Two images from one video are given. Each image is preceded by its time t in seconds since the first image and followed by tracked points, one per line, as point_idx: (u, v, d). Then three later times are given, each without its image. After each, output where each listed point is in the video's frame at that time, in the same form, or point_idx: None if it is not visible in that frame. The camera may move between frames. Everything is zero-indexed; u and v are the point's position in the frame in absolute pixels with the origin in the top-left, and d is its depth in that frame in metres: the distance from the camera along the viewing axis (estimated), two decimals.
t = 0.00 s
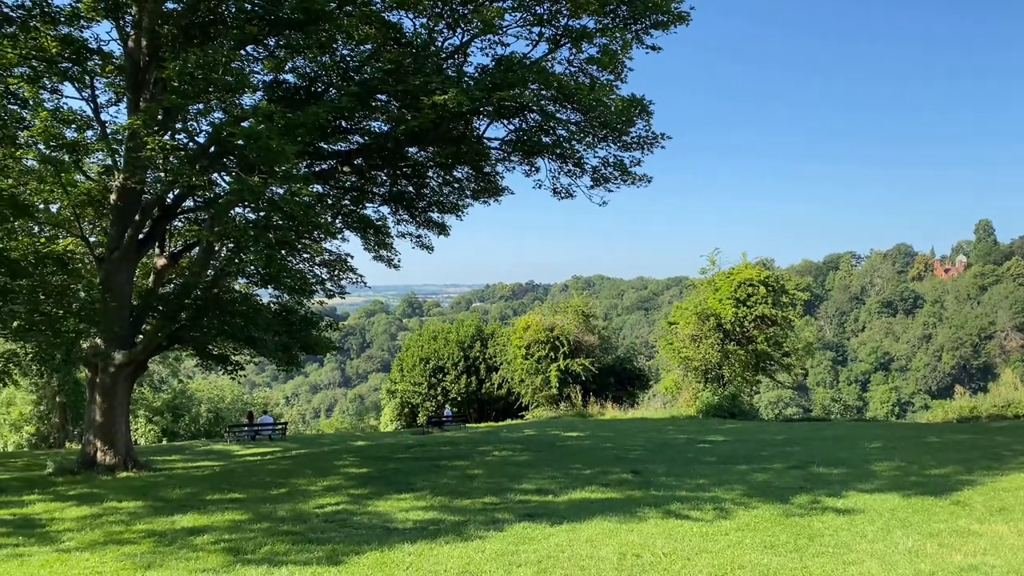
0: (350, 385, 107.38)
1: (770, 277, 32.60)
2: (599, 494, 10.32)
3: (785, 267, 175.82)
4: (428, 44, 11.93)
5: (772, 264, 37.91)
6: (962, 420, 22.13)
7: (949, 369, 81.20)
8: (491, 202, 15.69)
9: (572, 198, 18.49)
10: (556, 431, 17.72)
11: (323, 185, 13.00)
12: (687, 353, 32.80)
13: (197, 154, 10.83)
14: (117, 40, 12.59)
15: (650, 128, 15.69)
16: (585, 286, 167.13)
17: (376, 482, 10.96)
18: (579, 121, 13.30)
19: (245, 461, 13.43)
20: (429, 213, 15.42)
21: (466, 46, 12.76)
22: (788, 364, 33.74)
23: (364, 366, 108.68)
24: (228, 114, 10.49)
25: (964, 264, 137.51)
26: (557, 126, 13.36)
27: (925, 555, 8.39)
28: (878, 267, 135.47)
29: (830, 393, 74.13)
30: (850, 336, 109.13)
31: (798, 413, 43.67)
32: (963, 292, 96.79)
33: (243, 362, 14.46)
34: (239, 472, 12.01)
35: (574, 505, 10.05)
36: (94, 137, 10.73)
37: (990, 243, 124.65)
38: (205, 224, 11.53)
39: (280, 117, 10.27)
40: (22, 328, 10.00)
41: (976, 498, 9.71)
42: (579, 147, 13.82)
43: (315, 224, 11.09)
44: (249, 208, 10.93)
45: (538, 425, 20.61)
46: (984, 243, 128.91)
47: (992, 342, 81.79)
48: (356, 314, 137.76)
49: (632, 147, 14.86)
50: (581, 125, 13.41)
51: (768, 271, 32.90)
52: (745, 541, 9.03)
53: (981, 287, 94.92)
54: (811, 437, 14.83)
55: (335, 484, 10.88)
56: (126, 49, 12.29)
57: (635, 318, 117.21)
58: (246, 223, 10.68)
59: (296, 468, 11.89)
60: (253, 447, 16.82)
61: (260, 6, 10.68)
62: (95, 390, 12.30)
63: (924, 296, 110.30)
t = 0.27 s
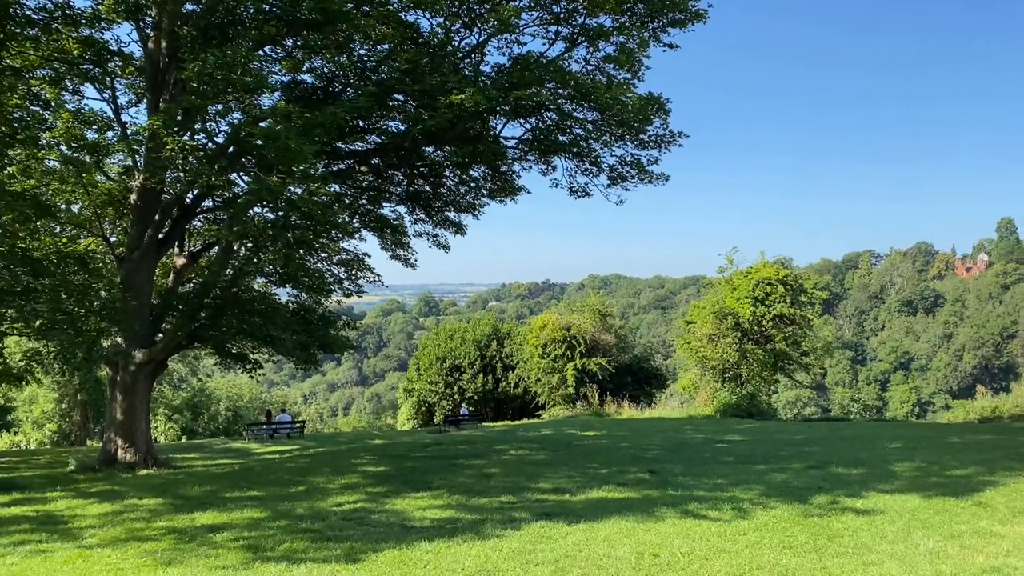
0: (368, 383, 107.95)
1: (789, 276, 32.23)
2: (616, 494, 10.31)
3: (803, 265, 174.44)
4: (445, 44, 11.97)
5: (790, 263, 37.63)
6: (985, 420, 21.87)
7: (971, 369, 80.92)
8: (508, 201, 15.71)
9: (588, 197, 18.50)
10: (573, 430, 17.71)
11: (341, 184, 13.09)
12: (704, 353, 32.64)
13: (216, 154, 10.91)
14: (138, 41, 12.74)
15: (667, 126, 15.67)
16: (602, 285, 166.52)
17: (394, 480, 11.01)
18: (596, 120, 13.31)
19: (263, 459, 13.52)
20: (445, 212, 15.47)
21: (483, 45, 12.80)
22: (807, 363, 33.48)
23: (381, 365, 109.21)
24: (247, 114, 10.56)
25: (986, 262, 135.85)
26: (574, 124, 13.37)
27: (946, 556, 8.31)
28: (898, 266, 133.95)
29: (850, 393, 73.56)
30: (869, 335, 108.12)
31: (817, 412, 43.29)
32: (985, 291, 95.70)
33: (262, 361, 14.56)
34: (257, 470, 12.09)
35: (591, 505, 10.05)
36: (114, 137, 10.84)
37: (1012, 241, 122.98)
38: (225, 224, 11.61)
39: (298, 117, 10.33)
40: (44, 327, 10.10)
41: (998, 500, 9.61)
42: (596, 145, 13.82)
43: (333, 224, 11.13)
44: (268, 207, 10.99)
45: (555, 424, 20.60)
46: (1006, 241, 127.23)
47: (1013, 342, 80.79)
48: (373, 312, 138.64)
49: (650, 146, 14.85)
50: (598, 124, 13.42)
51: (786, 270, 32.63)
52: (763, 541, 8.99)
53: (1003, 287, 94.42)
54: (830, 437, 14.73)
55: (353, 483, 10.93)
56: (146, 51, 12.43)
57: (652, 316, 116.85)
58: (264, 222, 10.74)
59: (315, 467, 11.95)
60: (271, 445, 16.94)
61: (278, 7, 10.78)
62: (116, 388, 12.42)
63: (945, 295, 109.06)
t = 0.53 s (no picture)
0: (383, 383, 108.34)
1: (805, 275, 31.98)
2: (631, 494, 10.29)
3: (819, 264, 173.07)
4: (459, 43, 12.01)
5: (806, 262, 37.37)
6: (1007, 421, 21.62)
7: (989, 369, 80.00)
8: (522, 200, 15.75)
9: (603, 196, 18.51)
10: (588, 430, 17.71)
11: (356, 184, 13.16)
12: (720, 352, 32.52)
13: (232, 154, 10.98)
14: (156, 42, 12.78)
15: (682, 124, 15.66)
16: (614, 284, 166.20)
17: (409, 479, 11.04)
18: (611, 118, 13.32)
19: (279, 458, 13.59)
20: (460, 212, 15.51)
21: (497, 44, 12.84)
22: (823, 363, 33.24)
23: (396, 364, 109.61)
24: (263, 115, 10.62)
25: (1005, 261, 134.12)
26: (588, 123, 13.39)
27: (965, 558, 8.24)
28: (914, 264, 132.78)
29: (868, 393, 72.97)
30: (886, 335, 107.14)
31: (834, 412, 43.04)
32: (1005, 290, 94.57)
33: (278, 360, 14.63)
34: (273, 468, 12.15)
35: (606, 504, 10.03)
36: (131, 138, 10.91)
37: None
38: (241, 223, 11.69)
39: (313, 117, 10.37)
40: (63, 326, 10.18)
41: (1018, 501, 9.52)
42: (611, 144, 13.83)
43: (348, 224, 11.17)
44: (284, 207, 11.05)
45: (571, 424, 20.59)
46: None
47: None
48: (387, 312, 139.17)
49: (665, 144, 14.84)
50: (613, 123, 13.42)
51: (803, 269, 32.39)
52: (779, 541, 8.94)
53: None
54: (847, 438, 14.65)
55: (368, 481, 10.97)
56: (163, 52, 12.46)
57: (667, 316, 116.43)
58: (280, 222, 10.80)
59: (330, 466, 12.00)
60: (287, 444, 17.04)
61: (293, 8, 10.88)
62: (134, 387, 12.53)
63: (964, 294, 107.87)
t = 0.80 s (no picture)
0: (401, 382, 108.80)
1: (825, 274, 31.72)
2: (649, 494, 10.27)
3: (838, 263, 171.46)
4: (476, 43, 12.07)
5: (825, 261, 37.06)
6: None
7: (1012, 370, 79.03)
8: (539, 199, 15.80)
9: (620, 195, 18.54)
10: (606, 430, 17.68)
11: (373, 184, 13.26)
12: (739, 352, 32.31)
13: (252, 155, 11.07)
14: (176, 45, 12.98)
15: (700, 123, 15.66)
16: (636, 284, 165.44)
17: (427, 478, 11.08)
18: (628, 117, 13.34)
19: (298, 456, 13.70)
20: (477, 211, 15.59)
21: (514, 44, 12.89)
22: (843, 363, 32.95)
23: (414, 364, 110.04)
24: (281, 116, 10.71)
25: None
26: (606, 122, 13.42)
27: (987, 560, 8.15)
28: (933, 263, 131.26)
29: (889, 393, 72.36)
30: (906, 335, 106.02)
31: (854, 412, 42.70)
32: None
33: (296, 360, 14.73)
34: (292, 467, 12.24)
35: (623, 504, 10.02)
36: (152, 139, 11.02)
37: None
38: (261, 224, 11.80)
39: (332, 118, 10.43)
40: (85, 326, 10.29)
41: None
42: (628, 144, 13.86)
43: (366, 224, 11.23)
44: (303, 207, 11.13)
45: (588, 424, 20.58)
46: None
47: None
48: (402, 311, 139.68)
49: (683, 143, 14.95)
50: (630, 122, 13.44)
51: (823, 269, 32.12)
52: (798, 542, 8.89)
53: None
54: (868, 438, 14.54)
55: (386, 480, 11.02)
56: (184, 54, 12.68)
57: (684, 315, 115.92)
58: (299, 222, 10.88)
59: (348, 464, 12.07)
60: (306, 443, 17.17)
61: (312, 9, 10.99)
62: (154, 386, 12.67)
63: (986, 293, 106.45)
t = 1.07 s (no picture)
0: (416, 381, 109.13)
1: (842, 274, 31.49)
2: (664, 494, 10.24)
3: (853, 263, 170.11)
4: (491, 44, 12.12)
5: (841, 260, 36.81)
6: None
7: None
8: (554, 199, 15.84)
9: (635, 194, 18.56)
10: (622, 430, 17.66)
11: (388, 184, 13.34)
12: (754, 352, 32.13)
13: (268, 156, 11.13)
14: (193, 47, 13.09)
15: (716, 122, 15.65)
16: (649, 284, 165.04)
17: (442, 477, 11.11)
18: (643, 117, 13.35)
19: (314, 455, 13.77)
20: (491, 211, 15.65)
21: (529, 44, 12.93)
22: (860, 363, 32.70)
23: (428, 364, 110.36)
24: (297, 117, 10.78)
25: None
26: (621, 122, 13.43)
27: (1008, 562, 8.07)
28: (950, 262, 129.97)
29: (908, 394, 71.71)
30: (923, 335, 105.02)
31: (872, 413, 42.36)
32: None
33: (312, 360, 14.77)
34: (308, 466, 12.30)
35: (639, 504, 10.00)
36: (169, 140, 11.09)
37: None
38: (277, 224, 11.88)
39: (347, 119, 10.48)
40: (104, 326, 10.39)
41: None
42: (643, 143, 13.88)
43: (381, 224, 11.28)
44: (318, 208, 11.19)
45: (603, 424, 20.56)
46: None
47: None
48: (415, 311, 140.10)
49: (698, 142, 14.95)
50: (645, 121, 13.45)
51: (840, 268, 31.89)
52: (816, 543, 8.83)
53: None
54: (886, 439, 14.43)
55: (402, 480, 11.06)
56: (201, 56, 12.79)
57: (699, 315, 115.44)
58: (314, 223, 10.94)
59: (364, 464, 12.12)
60: (322, 442, 17.26)
61: (328, 10, 11.08)
62: (172, 386, 12.77)
63: (1006, 293, 105.22)
